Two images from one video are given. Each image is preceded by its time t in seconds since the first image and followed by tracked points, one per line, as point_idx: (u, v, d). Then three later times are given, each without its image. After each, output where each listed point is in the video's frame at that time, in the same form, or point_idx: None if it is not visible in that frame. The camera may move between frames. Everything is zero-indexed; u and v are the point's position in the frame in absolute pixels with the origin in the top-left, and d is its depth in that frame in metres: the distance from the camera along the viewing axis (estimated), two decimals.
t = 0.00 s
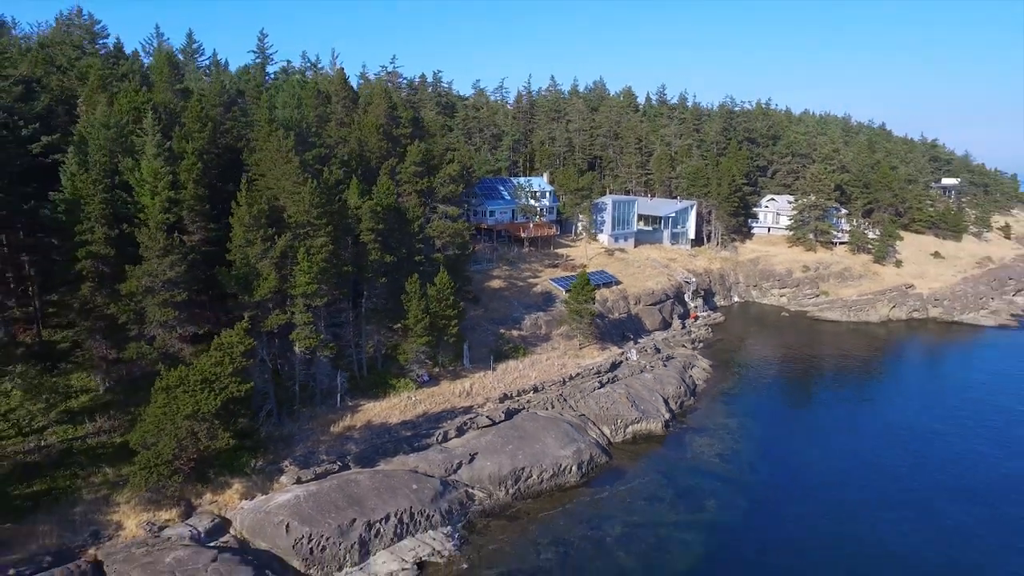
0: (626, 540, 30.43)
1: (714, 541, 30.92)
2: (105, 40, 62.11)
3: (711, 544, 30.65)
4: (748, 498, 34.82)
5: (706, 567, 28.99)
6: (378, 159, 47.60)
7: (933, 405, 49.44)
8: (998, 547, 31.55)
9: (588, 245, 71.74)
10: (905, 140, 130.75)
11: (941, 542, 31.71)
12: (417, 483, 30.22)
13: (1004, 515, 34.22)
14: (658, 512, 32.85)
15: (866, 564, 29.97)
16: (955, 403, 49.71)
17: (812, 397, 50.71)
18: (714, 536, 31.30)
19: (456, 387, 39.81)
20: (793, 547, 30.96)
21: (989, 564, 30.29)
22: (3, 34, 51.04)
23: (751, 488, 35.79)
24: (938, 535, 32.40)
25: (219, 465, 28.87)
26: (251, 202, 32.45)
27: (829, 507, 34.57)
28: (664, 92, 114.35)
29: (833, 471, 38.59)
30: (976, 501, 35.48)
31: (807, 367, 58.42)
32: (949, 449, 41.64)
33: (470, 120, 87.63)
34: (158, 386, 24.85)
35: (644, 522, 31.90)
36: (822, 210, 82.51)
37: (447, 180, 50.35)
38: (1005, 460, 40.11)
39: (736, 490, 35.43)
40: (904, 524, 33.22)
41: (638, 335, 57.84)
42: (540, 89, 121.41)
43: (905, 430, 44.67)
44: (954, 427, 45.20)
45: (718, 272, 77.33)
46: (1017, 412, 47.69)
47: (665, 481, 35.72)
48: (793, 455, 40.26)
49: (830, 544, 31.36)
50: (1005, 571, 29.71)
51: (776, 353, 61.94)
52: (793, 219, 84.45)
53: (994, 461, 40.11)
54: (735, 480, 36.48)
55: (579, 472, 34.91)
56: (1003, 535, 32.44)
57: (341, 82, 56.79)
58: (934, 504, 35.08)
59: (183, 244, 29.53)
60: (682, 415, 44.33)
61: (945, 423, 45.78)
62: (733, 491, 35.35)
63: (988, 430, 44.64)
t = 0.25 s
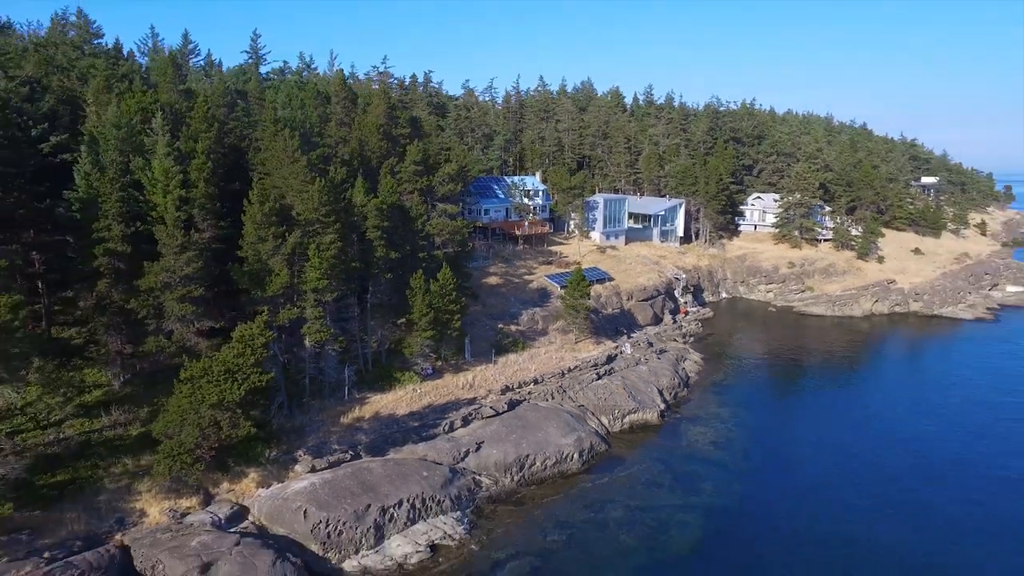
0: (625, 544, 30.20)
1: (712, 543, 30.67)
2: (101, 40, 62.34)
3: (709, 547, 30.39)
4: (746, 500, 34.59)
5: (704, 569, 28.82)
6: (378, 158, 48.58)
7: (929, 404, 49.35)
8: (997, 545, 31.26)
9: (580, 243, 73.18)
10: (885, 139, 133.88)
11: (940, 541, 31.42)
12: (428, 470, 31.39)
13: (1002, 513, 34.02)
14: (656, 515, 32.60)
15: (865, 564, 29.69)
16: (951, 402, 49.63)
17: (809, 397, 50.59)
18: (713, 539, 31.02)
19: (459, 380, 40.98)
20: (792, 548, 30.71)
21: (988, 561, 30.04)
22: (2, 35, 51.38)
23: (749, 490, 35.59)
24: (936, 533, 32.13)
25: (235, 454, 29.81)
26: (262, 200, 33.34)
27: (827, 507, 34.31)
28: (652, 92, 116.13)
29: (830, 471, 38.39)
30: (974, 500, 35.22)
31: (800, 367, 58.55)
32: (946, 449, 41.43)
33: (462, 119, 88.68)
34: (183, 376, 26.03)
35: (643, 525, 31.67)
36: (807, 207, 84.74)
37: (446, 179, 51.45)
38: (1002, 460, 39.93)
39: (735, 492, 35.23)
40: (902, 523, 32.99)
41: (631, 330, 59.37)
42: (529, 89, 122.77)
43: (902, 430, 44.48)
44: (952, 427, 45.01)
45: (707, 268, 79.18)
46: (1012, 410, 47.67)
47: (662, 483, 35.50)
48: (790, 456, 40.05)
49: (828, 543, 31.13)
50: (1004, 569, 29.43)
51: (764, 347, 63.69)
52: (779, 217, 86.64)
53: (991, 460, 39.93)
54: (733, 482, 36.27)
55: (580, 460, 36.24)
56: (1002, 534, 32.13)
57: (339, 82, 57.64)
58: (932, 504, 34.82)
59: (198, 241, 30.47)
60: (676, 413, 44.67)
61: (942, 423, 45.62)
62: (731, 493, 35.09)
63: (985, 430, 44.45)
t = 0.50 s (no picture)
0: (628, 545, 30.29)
1: (714, 544, 30.79)
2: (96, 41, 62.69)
3: (711, 548, 30.47)
4: (746, 500, 34.75)
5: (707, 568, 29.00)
6: (379, 158, 49.56)
7: (923, 403, 49.78)
8: (995, 545, 31.59)
9: (573, 241, 74.60)
10: (867, 139, 136.83)
11: (939, 542, 31.66)
12: (435, 459, 32.46)
13: (998, 513, 34.39)
14: (658, 516, 32.67)
15: (865, 565, 29.92)
16: (944, 401, 50.08)
17: (804, 396, 50.91)
18: (715, 540, 31.11)
19: (460, 373, 42.08)
20: (792, 548, 30.88)
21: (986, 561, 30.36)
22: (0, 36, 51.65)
23: (748, 490, 35.74)
24: (934, 533, 32.43)
25: (249, 446, 30.67)
26: (270, 199, 34.20)
27: (825, 508, 34.45)
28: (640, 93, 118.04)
29: (827, 471, 38.65)
30: (971, 500, 35.57)
31: (794, 365, 59.02)
32: (941, 448, 41.81)
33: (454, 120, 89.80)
34: (203, 368, 27.03)
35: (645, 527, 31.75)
36: (793, 205, 86.77)
37: (444, 178, 52.55)
38: (996, 459, 40.38)
39: (734, 492, 35.41)
40: (901, 523, 33.28)
41: (624, 325, 60.81)
42: (519, 90, 124.10)
43: (897, 429, 44.82)
44: (946, 426, 45.42)
45: (696, 266, 80.92)
46: (1004, 409, 48.16)
47: (662, 484, 35.56)
48: (788, 456, 40.27)
49: (828, 544, 31.33)
50: (1003, 570, 29.70)
51: (753, 342, 65.31)
52: (766, 215, 88.71)
53: (986, 460, 40.35)
54: (732, 483, 36.40)
55: (580, 449, 37.49)
56: (1000, 534, 32.48)
57: (336, 83, 58.48)
58: (929, 504, 35.12)
59: (210, 238, 31.30)
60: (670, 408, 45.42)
61: (936, 422, 46.03)
62: (731, 494, 35.20)
63: (979, 429, 44.84)
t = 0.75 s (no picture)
0: (626, 547, 29.95)
1: (713, 545, 30.39)
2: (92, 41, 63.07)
3: (708, 550, 30.05)
4: (743, 500, 34.39)
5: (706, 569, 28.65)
6: (379, 157, 50.61)
7: (917, 398, 49.55)
8: (994, 540, 31.14)
9: (565, 238, 76.09)
10: (850, 138, 139.75)
11: (937, 541, 31.03)
12: (442, 447, 33.61)
13: (996, 506, 34.03)
14: (655, 518, 32.29)
15: (864, 563, 29.48)
16: (938, 396, 49.84)
17: (798, 394, 50.68)
18: (712, 541, 30.69)
19: (462, 365, 43.30)
20: (791, 548, 30.47)
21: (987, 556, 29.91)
22: None
23: (745, 491, 35.36)
24: (933, 530, 31.95)
25: (262, 436, 31.69)
26: (279, 197, 35.11)
27: (820, 507, 34.01)
28: (628, 93, 119.83)
29: (823, 469, 38.21)
30: (969, 496, 35.14)
31: (786, 363, 59.07)
32: (937, 443, 41.43)
33: (446, 120, 90.97)
34: (223, 358, 27.99)
35: (642, 529, 31.35)
36: (779, 203, 88.91)
37: (442, 176, 53.69)
38: (995, 455, 39.75)
39: (729, 493, 35.04)
40: (898, 519, 32.88)
41: (617, 319, 62.35)
42: (509, 90, 125.40)
43: (892, 424, 44.47)
44: (941, 420, 45.11)
45: (685, 262, 82.76)
46: (997, 404, 48.00)
47: (659, 486, 35.20)
48: (783, 455, 39.89)
49: (826, 542, 30.88)
50: (1003, 567, 29.06)
51: (741, 336, 67.11)
52: (752, 212, 90.81)
53: (982, 454, 39.99)
54: (729, 484, 36.00)
55: (579, 437, 38.84)
56: (1000, 532, 31.74)
57: (333, 83, 59.36)
58: (927, 500, 34.69)
59: (222, 233, 32.08)
60: (664, 402, 46.20)
61: (932, 416, 45.65)
62: (727, 495, 34.81)
63: (977, 425, 44.20)
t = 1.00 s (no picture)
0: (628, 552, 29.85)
1: (714, 549, 30.31)
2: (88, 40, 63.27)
3: (711, 554, 29.95)
4: (741, 503, 34.36)
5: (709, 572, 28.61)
6: (378, 156, 51.58)
7: (906, 397, 49.96)
8: (992, 540, 31.34)
9: (559, 236, 77.35)
10: (835, 138, 142.35)
11: (934, 540, 31.30)
12: (448, 437, 34.72)
13: (991, 506, 34.31)
14: (655, 522, 32.17)
15: (864, 564, 29.64)
16: (927, 394, 50.31)
17: (790, 393, 50.97)
18: (714, 546, 30.58)
19: (463, 359, 44.41)
20: (792, 549, 30.50)
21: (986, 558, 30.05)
22: None
23: (743, 493, 35.36)
24: (930, 529, 32.19)
25: (274, 427, 32.63)
26: (286, 196, 36.05)
27: (818, 505, 34.23)
28: (618, 93, 121.37)
29: (819, 467, 38.46)
30: (964, 495, 35.40)
31: (777, 362, 59.53)
32: (929, 443, 41.74)
33: (439, 119, 91.85)
34: (239, 350, 29.12)
35: (643, 533, 31.24)
36: (767, 201, 90.79)
37: (441, 175, 54.77)
38: (987, 454, 40.21)
39: (727, 493, 35.17)
40: (896, 521, 32.98)
41: (611, 315, 63.73)
42: (500, 89, 126.43)
43: (885, 423, 44.76)
44: (932, 419, 45.46)
45: (676, 260, 84.33)
46: (987, 403, 48.48)
47: (657, 489, 35.10)
48: (779, 455, 39.93)
49: (825, 542, 31.03)
50: (1000, 566, 29.34)
51: (731, 331, 68.73)
52: (741, 210, 92.66)
53: (974, 453, 40.33)
54: (726, 486, 35.98)
55: (579, 427, 40.10)
56: (995, 531, 32.04)
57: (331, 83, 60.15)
58: (923, 500, 34.88)
59: (233, 231, 33.12)
60: (659, 397, 47.12)
61: (924, 415, 46.05)
62: (726, 497, 34.77)
63: (969, 424, 44.68)
